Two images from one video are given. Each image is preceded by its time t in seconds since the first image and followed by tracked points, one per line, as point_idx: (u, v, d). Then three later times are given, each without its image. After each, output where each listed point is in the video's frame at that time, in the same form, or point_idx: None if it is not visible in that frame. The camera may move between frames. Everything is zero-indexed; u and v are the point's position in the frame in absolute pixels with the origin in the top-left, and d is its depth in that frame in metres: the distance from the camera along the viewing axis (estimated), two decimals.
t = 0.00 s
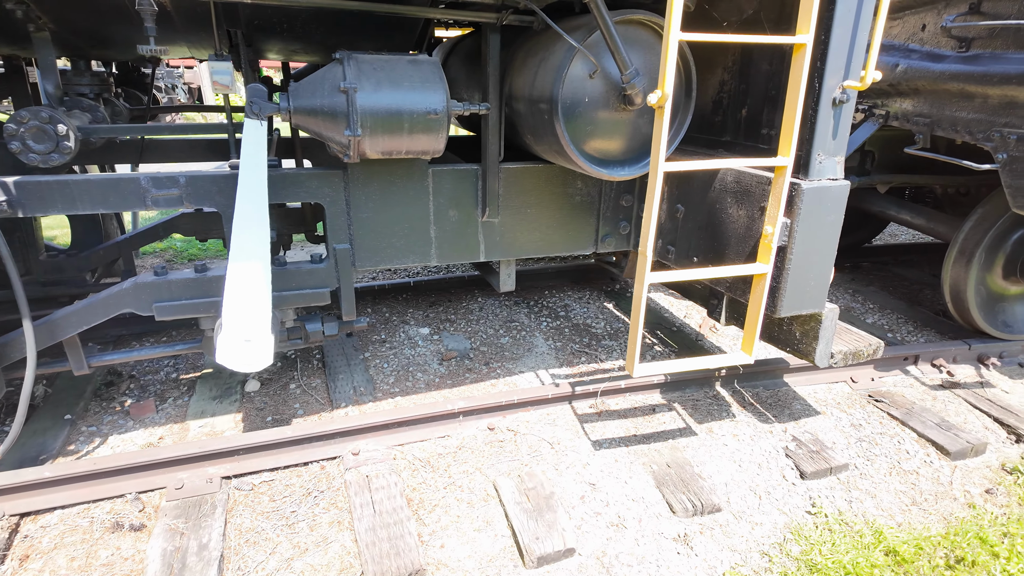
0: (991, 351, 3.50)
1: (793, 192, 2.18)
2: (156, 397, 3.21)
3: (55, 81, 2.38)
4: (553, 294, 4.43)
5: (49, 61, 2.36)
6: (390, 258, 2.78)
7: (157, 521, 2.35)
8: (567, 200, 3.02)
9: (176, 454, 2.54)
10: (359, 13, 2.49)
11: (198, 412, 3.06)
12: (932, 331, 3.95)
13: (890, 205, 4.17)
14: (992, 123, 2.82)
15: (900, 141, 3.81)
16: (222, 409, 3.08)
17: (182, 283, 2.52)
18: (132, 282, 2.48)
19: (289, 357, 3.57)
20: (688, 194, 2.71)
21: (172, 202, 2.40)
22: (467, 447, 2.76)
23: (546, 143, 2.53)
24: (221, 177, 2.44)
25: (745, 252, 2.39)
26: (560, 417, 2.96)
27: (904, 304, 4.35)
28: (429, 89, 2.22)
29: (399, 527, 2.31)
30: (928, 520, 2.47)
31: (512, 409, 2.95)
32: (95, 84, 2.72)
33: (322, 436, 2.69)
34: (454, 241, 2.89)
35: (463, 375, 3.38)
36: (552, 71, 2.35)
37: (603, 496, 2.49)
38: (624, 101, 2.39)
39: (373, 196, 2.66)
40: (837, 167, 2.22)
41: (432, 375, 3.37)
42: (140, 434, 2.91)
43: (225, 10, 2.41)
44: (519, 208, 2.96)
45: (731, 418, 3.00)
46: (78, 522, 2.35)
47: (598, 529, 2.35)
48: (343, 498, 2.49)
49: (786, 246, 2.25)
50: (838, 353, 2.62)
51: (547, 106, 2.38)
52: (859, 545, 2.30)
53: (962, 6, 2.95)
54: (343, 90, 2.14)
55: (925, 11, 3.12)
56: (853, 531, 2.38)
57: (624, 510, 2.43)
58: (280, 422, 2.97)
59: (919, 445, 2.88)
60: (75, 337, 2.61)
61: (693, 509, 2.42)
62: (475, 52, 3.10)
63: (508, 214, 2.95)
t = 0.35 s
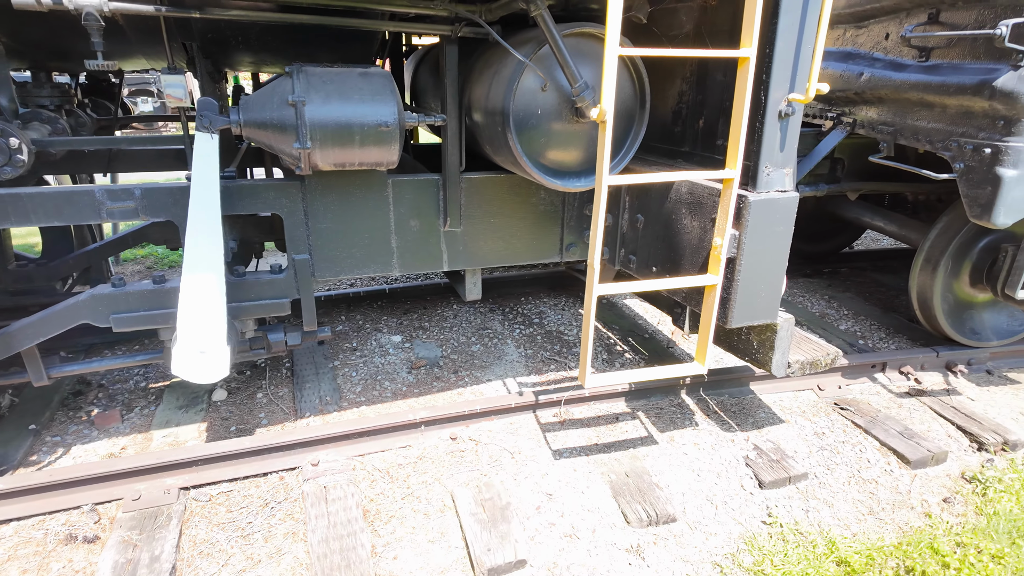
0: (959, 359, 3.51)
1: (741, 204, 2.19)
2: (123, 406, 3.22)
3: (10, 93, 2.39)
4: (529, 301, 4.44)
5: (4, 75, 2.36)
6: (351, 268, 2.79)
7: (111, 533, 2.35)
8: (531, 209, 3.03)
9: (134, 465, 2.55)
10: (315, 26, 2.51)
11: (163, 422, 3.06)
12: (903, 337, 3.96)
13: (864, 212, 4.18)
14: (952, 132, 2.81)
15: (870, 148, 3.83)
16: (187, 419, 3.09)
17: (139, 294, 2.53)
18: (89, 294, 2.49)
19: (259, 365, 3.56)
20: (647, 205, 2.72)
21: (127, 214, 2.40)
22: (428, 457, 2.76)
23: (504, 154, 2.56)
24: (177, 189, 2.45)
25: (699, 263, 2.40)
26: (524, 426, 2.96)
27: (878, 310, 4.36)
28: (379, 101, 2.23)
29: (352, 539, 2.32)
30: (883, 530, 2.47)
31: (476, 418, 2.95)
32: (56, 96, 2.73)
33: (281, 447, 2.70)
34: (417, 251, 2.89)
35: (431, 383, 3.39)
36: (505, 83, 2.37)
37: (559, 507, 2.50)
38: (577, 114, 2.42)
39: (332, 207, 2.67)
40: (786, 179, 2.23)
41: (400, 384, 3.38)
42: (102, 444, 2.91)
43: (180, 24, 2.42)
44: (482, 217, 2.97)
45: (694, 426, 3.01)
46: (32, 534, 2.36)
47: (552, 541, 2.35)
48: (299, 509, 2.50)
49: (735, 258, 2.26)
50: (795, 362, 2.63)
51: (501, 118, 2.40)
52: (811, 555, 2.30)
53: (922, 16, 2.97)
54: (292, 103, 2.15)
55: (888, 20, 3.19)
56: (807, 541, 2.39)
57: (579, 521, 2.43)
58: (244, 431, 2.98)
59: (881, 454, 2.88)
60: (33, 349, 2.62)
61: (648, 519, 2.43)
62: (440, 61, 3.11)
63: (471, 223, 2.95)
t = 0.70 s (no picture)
0: (931, 372, 3.52)
1: (696, 224, 2.21)
2: (96, 420, 3.23)
3: None
4: (509, 313, 4.46)
5: None
6: (321, 283, 2.82)
7: (74, 549, 2.36)
8: (501, 224, 3.04)
9: (100, 481, 2.56)
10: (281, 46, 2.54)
11: (135, 436, 3.07)
12: (879, 350, 3.97)
13: (841, 225, 4.20)
14: (916, 150, 2.83)
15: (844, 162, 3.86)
16: (159, 433, 3.10)
17: (107, 311, 2.55)
18: (56, 311, 2.52)
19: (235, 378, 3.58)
20: (614, 221, 2.74)
21: (94, 232, 2.43)
22: (396, 473, 2.77)
23: (469, 173, 2.59)
24: (143, 207, 2.47)
25: (660, 280, 2.42)
26: (493, 441, 2.97)
27: (857, 323, 4.37)
28: (341, 121, 2.26)
29: (314, 556, 2.32)
30: (846, 546, 2.48)
31: (445, 433, 2.96)
32: (28, 114, 2.76)
33: (249, 463, 2.71)
34: (386, 267, 2.91)
35: (405, 397, 3.40)
36: (467, 103, 2.41)
37: (523, 523, 2.51)
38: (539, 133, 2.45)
39: (299, 223, 2.70)
40: (742, 199, 2.27)
41: (374, 398, 3.39)
42: (73, 459, 2.92)
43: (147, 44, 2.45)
44: (453, 232, 2.98)
45: (664, 441, 3.01)
46: None
47: (514, 557, 2.36)
48: (264, 525, 2.50)
49: (693, 276, 2.28)
50: (759, 378, 2.64)
51: (464, 137, 2.44)
52: (772, 572, 2.31)
53: (886, 34, 3.01)
54: (253, 124, 2.18)
55: (856, 37, 3.21)
56: (769, 557, 2.39)
57: (542, 538, 2.44)
58: (215, 446, 2.99)
59: (849, 469, 2.89)
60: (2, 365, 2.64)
61: (610, 536, 2.43)
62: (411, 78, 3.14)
63: (441, 239, 2.97)
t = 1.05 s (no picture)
0: (919, 394, 3.47)
1: (671, 244, 2.18)
2: (67, 443, 3.16)
3: None
4: (494, 332, 4.41)
5: None
6: (295, 303, 2.77)
7: None
8: (480, 242, 3.00)
9: (63, 507, 2.49)
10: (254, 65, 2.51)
11: (106, 459, 3.01)
12: (868, 370, 3.92)
13: (829, 243, 4.17)
14: (897, 169, 2.81)
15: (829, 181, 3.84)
16: (130, 456, 3.04)
17: (74, 332, 2.50)
18: (22, 332, 2.47)
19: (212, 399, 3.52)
20: (592, 241, 2.70)
21: (61, 251, 2.39)
22: (370, 498, 2.71)
23: (444, 193, 2.57)
24: (112, 227, 2.43)
25: (637, 302, 2.38)
26: (471, 464, 2.91)
27: (845, 342, 4.32)
28: (311, 140, 2.23)
29: None
30: None
31: (422, 457, 2.90)
32: None
33: (218, 488, 2.64)
34: (362, 286, 2.87)
35: (383, 419, 3.34)
36: (440, 123, 2.39)
37: (497, 551, 2.44)
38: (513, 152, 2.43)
39: (272, 243, 2.66)
40: (716, 220, 2.24)
41: (352, 420, 3.33)
42: (40, 483, 2.86)
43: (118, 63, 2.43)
44: (430, 251, 2.94)
45: (645, 465, 2.95)
46: None
47: None
48: (231, 553, 2.43)
49: (668, 297, 2.24)
50: (739, 401, 2.59)
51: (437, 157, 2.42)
52: None
53: (866, 54, 3.01)
54: (220, 143, 2.15)
55: (836, 57, 3.22)
56: None
57: (516, 567, 2.37)
58: (187, 469, 2.93)
59: (833, 494, 2.83)
60: None
61: (586, 565, 2.37)
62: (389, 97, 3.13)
63: (418, 257, 2.93)
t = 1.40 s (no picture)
0: (919, 423, 3.35)
1: (654, 271, 2.08)
2: (31, 475, 3.02)
3: None
4: (481, 356, 4.29)
5: None
6: (267, 330, 2.67)
7: None
8: (461, 265, 2.90)
9: (15, 547, 2.35)
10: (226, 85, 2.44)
11: (70, 493, 2.87)
12: (865, 397, 3.79)
13: (824, 265, 4.08)
14: (891, 192, 2.73)
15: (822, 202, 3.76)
16: (95, 489, 2.90)
17: (32, 361, 2.39)
18: None
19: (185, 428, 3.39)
20: (576, 265, 2.61)
21: (19, 277, 2.28)
22: (342, 536, 2.57)
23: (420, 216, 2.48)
24: (74, 251, 2.33)
25: (620, 330, 2.28)
26: (451, 499, 2.77)
27: (842, 367, 4.21)
28: (278, 162, 2.14)
29: None
30: None
31: (399, 491, 2.76)
32: None
33: (182, 525, 2.51)
34: (338, 311, 2.76)
35: (362, 450, 3.21)
36: (415, 145, 2.31)
37: None
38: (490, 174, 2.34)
39: (243, 267, 2.56)
40: (701, 245, 2.14)
41: (329, 451, 3.19)
42: None
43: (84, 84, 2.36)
44: (409, 274, 2.84)
45: (634, 499, 2.82)
46: None
47: None
48: None
49: (652, 326, 2.14)
50: (729, 434, 2.47)
51: (412, 179, 2.33)
52: None
53: (857, 75, 2.95)
54: (182, 166, 2.06)
55: (827, 78, 3.16)
56: None
57: None
58: (153, 504, 2.79)
59: (831, 531, 2.69)
60: None
61: None
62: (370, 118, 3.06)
63: (397, 282, 2.83)
